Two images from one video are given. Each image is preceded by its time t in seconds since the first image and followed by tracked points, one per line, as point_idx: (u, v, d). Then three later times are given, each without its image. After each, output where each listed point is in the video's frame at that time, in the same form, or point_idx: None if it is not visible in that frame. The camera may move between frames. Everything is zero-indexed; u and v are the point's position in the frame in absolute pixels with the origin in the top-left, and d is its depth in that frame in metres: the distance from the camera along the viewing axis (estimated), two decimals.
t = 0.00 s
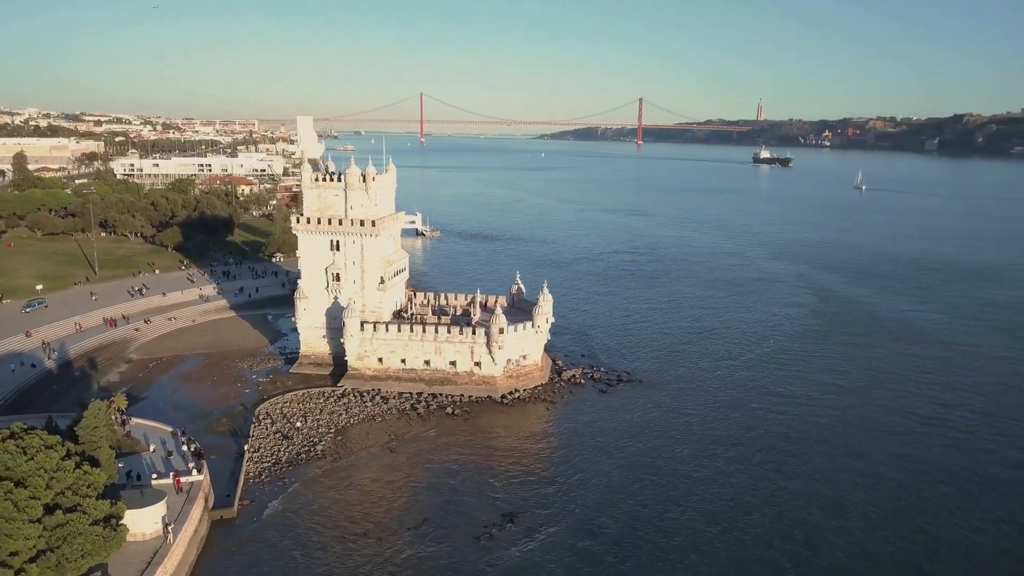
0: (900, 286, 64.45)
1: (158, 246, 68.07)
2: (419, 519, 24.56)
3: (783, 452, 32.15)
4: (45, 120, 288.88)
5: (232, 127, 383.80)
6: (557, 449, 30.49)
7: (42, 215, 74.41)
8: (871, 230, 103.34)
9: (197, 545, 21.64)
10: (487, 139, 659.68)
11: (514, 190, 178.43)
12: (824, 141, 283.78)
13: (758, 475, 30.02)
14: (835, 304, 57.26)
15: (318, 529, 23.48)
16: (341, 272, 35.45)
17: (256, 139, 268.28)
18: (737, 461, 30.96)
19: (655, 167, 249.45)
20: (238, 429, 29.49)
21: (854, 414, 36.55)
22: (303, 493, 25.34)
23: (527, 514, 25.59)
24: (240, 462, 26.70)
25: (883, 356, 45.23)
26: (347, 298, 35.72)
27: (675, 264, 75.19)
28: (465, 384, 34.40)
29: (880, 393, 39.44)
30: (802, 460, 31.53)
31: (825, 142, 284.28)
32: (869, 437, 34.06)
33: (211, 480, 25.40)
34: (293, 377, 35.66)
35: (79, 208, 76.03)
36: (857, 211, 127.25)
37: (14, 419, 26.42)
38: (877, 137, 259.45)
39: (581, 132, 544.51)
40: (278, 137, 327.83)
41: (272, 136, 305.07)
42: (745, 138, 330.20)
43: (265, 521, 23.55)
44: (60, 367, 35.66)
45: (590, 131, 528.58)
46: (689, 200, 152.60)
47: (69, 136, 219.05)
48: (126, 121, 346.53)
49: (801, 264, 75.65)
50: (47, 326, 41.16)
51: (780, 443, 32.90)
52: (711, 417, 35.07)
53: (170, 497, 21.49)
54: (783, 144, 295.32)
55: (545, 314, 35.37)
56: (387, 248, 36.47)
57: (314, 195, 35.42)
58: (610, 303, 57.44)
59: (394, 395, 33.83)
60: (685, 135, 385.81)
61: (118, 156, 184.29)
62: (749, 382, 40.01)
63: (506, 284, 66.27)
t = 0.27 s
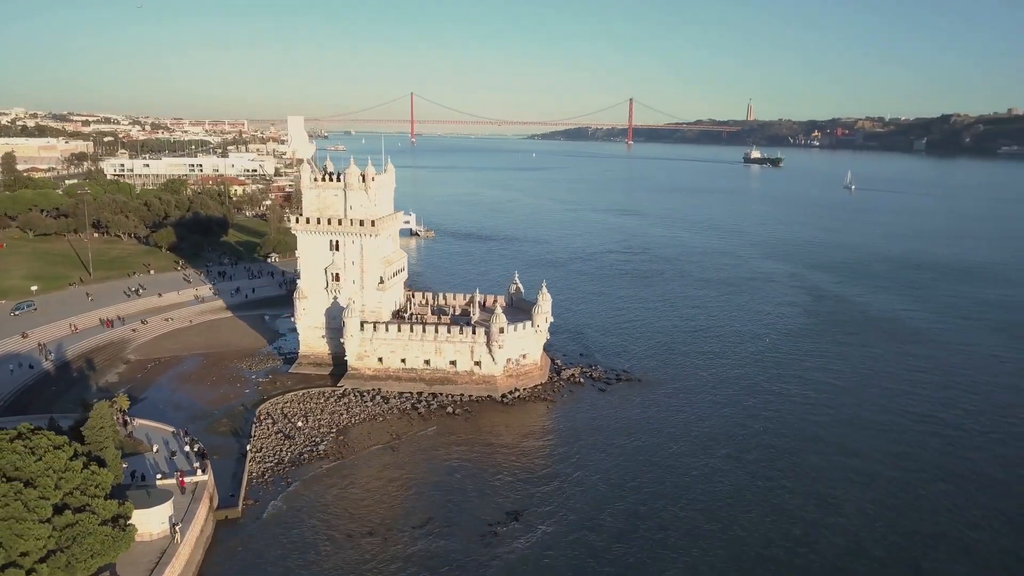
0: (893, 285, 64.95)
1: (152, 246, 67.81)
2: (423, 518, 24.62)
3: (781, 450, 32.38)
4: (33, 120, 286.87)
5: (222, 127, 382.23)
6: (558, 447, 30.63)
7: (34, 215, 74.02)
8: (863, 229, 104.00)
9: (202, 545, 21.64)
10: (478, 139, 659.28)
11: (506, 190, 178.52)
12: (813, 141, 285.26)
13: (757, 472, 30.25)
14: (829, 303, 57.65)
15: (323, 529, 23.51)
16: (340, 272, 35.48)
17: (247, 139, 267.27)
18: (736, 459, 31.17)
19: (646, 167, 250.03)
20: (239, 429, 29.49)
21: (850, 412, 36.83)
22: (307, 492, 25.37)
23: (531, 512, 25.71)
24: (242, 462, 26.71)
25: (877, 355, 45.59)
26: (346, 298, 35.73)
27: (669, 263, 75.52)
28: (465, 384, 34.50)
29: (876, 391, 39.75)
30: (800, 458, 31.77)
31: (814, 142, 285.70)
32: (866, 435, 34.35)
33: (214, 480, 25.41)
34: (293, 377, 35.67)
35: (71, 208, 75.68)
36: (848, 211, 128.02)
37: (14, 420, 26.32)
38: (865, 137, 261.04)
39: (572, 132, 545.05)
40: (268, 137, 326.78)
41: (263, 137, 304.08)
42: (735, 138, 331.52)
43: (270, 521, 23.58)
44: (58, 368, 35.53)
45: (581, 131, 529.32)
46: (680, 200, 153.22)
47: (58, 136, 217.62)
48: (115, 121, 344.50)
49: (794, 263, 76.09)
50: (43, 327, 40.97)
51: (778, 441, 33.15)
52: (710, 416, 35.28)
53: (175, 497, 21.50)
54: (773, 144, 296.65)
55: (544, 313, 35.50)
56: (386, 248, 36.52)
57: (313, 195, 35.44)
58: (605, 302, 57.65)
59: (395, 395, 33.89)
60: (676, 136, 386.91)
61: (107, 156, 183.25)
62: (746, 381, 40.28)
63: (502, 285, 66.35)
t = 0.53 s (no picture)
0: (887, 284, 65.38)
1: (146, 247, 67.59)
2: (427, 516, 24.70)
3: (780, 447, 32.59)
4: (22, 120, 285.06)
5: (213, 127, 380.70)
6: (559, 446, 30.75)
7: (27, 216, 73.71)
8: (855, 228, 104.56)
9: (207, 545, 21.65)
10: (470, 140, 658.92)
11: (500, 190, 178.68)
12: (804, 141, 286.48)
13: (756, 469, 30.42)
14: (823, 301, 57.98)
15: (327, 527, 23.57)
16: (340, 272, 35.49)
17: (238, 139, 266.30)
18: (735, 456, 31.36)
19: (638, 167, 250.39)
20: (241, 429, 29.49)
21: (847, 410, 37.08)
22: (310, 492, 25.41)
23: (534, 510, 25.82)
24: (245, 462, 26.71)
25: (872, 353, 45.87)
26: (345, 298, 35.75)
27: (664, 262, 75.78)
28: (465, 383, 34.58)
29: (872, 389, 40.03)
30: (799, 455, 31.97)
31: (806, 142, 286.93)
32: (863, 432, 34.59)
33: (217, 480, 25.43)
34: (293, 377, 35.67)
35: (64, 208, 75.39)
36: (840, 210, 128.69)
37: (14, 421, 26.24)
38: (856, 137, 262.35)
39: (564, 133, 545.62)
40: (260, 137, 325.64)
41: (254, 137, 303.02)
42: (727, 138, 332.58)
43: (274, 521, 23.62)
44: (56, 369, 35.39)
45: (573, 131, 529.88)
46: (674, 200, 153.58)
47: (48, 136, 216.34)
48: (106, 121, 342.62)
49: (787, 262, 76.48)
50: (40, 327, 40.82)
51: (776, 439, 33.35)
52: (708, 414, 35.46)
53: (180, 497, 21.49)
54: (765, 144, 297.79)
55: (543, 312, 35.61)
56: (385, 248, 36.55)
57: (312, 195, 35.43)
58: (601, 302, 57.80)
59: (395, 395, 33.94)
60: (668, 135, 387.80)
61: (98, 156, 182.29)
62: (743, 379, 40.51)
63: (498, 285, 66.46)
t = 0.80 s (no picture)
0: (880, 283, 65.80)
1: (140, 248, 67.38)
2: (431, 514, 24.78)
3: (778, 445, 32.80)
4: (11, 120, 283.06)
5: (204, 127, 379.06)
6: (560, 444, 30.86)
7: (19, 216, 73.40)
8: (847, 228, 105.18)
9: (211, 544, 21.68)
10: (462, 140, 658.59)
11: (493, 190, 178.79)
12: (795, 141, 287.67)
13: (756, 467, 30.62)
14: (818, 300, 58.32)
15: (331, 526, 23.61)
16: (339, 272, 35.51)
17: (230, 139, 265.26)
18: (735, 454, 31.54)
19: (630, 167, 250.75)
20: (242, 429, 29.48)
21: (844, 409, 37.31)
22: (313, 491, 25.44)
23: (537, 507, 25.91)
24: (247, 462, 26.73)
25: (867, 352, 46.16)
26: (345, 298, 35.78)
27: (658, 262, 76.07)
28: (465, 382, 34.66)
29: (868, 387, 40.30)
30: (797, 453, 32.18)
31: (797, 142, 288.12)
32: (860, 430, 34.84)
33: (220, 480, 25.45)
34: (292, 377, 35.67)
35: (57, 208, 75.10)
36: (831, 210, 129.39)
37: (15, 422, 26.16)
38: (846, 137, 263.71)
39: (556, 133, 546.11)
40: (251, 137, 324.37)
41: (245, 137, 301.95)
42: (718, 138, 333.62)
43: (277, 520, 23.64)
44: (54, 369, 35.26)
45: (565, 131, 530.36)
46: (667, 199, 153.96)
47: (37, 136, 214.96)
48: (96, 121, 340.62)
49: (781, 261, 76.86)
50: (37, 328, 40.66)
51: (774, 437, 33.56)
52: (707, 413, 35.62)
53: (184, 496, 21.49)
54: (756, 144, 298.81)
55: (543, 312, 35.72)
56: (384, 248, 36.58)
57: (311, 196, 35.40)
58: (597, 302, 57.98)
59: (395, 395, 33.99)
60: (660, 136, 388.72)
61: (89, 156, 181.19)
62: (741, 378, 40.72)
63: (494, 285, 66.54)
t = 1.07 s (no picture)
0: (872, 281, 66.36)
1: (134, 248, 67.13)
2: (434, 512, 24.83)
3: (776, 442, 33.07)
4: None
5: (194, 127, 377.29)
6: (561, 442, 30.98)
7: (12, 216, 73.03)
8: (838, 227, 105.96)
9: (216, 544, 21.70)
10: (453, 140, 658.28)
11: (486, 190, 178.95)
12: (785, 141, 289.14)
13: (755, 463, 30.87)
14: (811, 299, 58.75)
15: (334, 525, 23.64)
16: (338, 272, 35.54)
17: (219, 139, 264.18)
18: (734, 451, 31.78)
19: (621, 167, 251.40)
20: (243, 429, 29.47)
21: (840, 407, 37.63)
22: (316, 490, 25.46)
23: (539, 505, 26.00)
24: (249, 463, 26.73)
25: (862, 350, 46.53)
26: (344, 298, 35.81)
27: (652, 261, 76.45)
28: (465, 382, 34.75)
29: (863, 385, 40.65)
30: (794, 450, 32.45)
31: (787, 142, 289.65)
32: (856, 428, 35.14)
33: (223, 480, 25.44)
34: (292, 377, 35.68)
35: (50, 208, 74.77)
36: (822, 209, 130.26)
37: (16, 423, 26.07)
38: (836, 137, 265.37)
39: (547, 133, 546.60)
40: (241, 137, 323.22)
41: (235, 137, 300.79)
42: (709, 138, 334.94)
43: (281, 520, 23.64)
44: (51, 371, 35.11)
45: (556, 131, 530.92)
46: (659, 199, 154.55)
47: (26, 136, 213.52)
48: (84, 121, 338.35)
49: (774, 261, 77.39)
50: (33, 329, 40.47)
51: (772, 434, 33.82)
52: (705, 411, 35.86)
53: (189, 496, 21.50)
54: (747, 144, 300.20)
55: (542, 311, 35.86)
56: (383, 248, 36.62)
57: (309, 195, 35.39)
58: (593, 301, 58.26)
59: (395, 394, 34.05)
60: (651, 136, 389.87)
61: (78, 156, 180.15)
62: (737, 376, 41.01)
63: (489, 285, 66.68)
